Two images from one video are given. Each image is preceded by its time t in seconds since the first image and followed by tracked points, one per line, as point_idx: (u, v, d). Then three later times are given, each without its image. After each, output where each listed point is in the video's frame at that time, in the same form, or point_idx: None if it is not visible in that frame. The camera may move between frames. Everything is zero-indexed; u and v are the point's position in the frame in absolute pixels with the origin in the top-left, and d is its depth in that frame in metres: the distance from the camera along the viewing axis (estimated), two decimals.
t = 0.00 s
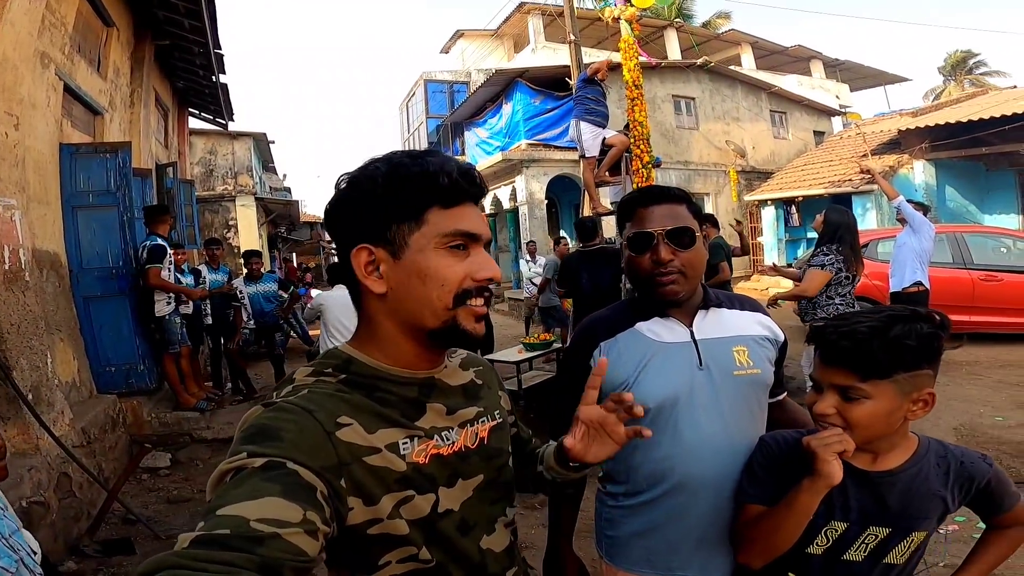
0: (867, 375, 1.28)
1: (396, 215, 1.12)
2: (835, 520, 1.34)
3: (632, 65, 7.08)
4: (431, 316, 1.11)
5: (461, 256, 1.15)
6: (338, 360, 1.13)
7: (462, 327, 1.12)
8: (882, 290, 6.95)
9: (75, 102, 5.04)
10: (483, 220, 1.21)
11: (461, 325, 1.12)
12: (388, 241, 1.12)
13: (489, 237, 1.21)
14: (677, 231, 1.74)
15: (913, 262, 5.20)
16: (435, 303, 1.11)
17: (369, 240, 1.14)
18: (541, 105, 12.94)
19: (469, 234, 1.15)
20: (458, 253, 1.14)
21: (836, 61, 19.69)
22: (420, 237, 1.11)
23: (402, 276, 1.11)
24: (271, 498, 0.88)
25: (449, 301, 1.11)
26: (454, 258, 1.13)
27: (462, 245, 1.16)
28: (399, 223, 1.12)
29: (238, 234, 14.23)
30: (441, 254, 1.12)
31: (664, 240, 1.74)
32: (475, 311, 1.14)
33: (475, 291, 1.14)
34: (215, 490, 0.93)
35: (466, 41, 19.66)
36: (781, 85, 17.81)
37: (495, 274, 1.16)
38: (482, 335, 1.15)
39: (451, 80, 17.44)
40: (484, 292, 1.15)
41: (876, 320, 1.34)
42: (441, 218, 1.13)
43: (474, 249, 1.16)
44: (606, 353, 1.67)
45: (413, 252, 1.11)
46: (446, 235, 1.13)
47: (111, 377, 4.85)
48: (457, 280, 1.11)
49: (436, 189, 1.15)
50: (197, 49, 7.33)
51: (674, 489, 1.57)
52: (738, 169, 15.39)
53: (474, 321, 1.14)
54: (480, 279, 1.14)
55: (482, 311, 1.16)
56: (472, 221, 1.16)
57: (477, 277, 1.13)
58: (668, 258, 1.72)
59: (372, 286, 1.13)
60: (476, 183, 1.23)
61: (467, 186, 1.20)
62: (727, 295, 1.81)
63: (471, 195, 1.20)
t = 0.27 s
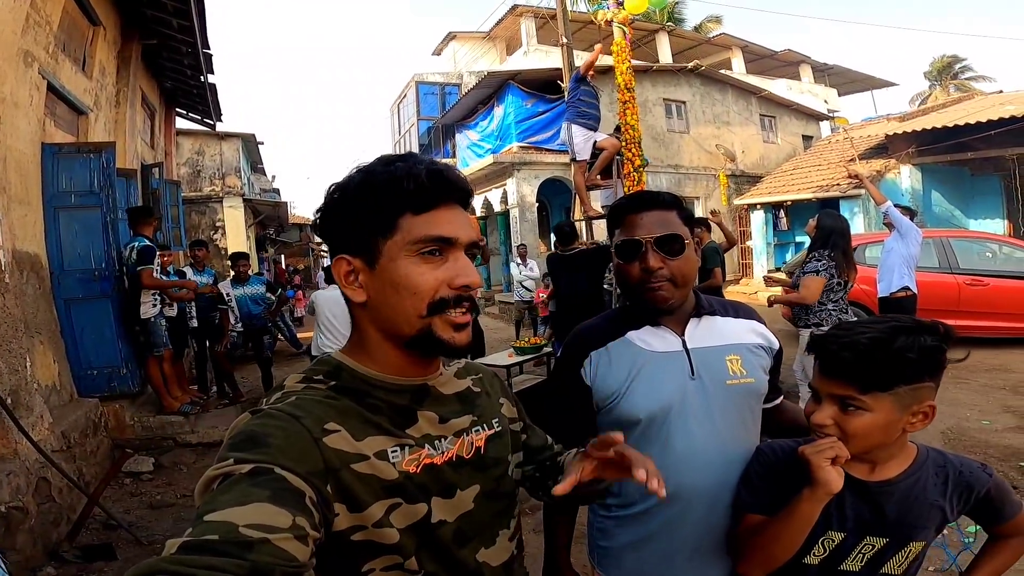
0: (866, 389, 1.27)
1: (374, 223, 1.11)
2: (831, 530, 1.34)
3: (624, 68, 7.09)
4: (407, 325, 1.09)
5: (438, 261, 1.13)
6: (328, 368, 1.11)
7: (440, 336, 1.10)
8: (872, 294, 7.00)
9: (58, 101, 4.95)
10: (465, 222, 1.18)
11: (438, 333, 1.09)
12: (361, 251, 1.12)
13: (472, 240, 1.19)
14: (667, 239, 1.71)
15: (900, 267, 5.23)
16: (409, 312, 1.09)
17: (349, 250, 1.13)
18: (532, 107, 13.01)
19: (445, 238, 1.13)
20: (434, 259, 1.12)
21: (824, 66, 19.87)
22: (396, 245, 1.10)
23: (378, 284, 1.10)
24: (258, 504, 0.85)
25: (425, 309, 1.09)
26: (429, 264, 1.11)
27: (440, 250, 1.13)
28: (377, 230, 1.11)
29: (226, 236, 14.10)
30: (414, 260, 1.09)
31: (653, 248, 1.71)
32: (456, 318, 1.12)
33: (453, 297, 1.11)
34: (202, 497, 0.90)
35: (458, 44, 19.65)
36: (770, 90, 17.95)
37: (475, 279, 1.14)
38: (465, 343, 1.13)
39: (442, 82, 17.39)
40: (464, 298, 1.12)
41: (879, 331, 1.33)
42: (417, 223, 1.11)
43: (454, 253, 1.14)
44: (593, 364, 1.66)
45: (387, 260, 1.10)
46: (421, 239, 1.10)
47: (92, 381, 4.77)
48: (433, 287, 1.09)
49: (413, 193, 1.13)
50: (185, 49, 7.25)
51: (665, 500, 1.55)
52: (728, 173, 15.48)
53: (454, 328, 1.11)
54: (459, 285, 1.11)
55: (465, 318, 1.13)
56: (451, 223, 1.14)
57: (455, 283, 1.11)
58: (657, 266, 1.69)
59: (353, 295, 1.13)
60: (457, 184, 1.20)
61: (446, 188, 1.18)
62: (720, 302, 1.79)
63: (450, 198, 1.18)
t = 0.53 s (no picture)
0: (866, 395, 1.27)
1: (358, 235, 1.19)
2: (833, 534, 1.34)
3: (618, 73, 7.15)
4: (388, 328, 1.13)
5: (415, 261, 1.16)
6: (345, 367, 1.14)
7: (418, 336, 1.11)
8: (861, 300, 7.04)
9: (48, 102, 4.90)
10: (439, 217, 1.18)
11: (415, 332, 1.11)
12: (354, 259, 1.21)
13: (451, 236, 1.19)
14: (663, 243, 1.72)
15: (890, 273, 5.27)
16: (391, 313, 1.13)
17: (349, 261, 1.23)
18: (525, 111, 13.09)
19: (414, 237, 1.15)
20: (412, 259, 1.15)
21: (814, 72, 20.07)
22: (373, 251, 1.16)
23: (367, 291, 1.17)
24: (269, 502, 0.88)
25: (402, 311, 1.12)
26: (402, 266, 1.15)
27: (415, 250, 1.16)
28: (362, 241, 1.19)
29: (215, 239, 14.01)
30: (387, 265, 1.14)
31: (650, 252, 1.72)
32: (436, 317, 1.13)
33: (429, 297, 1.13)
34: (213, 493, 0.93)
35: (452, 48, 19.67)
36: (761, 96, 18.10)
37: (448, 275, 1.13)
38: (449, 342, 1.13)
39: (436, 86, 17.35)
40: (439, 296, 1.13)
41: (887, 336, 1.33)
42: (387, 228, 1.16)
43: (429, 251, 1.16)
44: (591, 369, 1.65)
45: (369, 268, 1.16)
46: (389, 243, 1.15)
47: (78, 385, 4.68)
48: (408, 289, 1.13)
49: (381, 200, 1.19)
50: (177, 51, 7.21)
51: (663, 506, 1.55)
52: (719, 179, 15.60)
53: (434, 328, 1.12)
54: (429, 283, 1.12)
55: (447, 316, 1.13)
56: (418, 222, 1.16)
57: (426, 282, 1.13)
58: (653, 271, 1.70)
59: (357, 301, 1.21)
60: (431, 181, 1.22)
61: (419, 188, 1.20)
62: (719, 307, 1.79)
63: (423, 196, 1.19)
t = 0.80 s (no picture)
0: (869, 391, 1.28)
1: (368, 233, 1.19)
2: (829, 534, 1.34)
3: (611, 76, 7.19)
4: (388, 329, 1.12)
5: (422, 266, 1.15)
6: (341, 365, 1.14)
7: (418, 341, 1.11)
8: (852, 303, 7.07)
9: (37, 104, 4.87)
10: (451, 225, 1.17)
11: (414, 337, 1.11)
12: (362, 258, 1.20)
13: (461, 244, 1.18)
14: (656, 242, 1.72)
15: (881, 276, 5.30)
16: (393, 315, 1.13)
17: (358, 258, 1.23)
18: (519, 115, 13.00)
19: (424, 242, 1.15)
20: (419, 265, 1.15)
21: (806, 76, 20.21)
22: (382, 252, 1.16)
23: (371, 291, 1.17)
24: (262, 500, 0.88)
25: (403, 314, 1.12)
26: (408, 270, 1.14)
27: (423, 255, 1.16)
28: (371, 241, 1.19)
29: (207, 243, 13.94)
30: (394, 267, 1.14)
31: (643, 252, 1.72)
32: (437, 323, 1.12)
33: (430, 302, 1.12)
34: (207, 490, 0.93)
35: (446, 51, 19.70)
36: (753, 100, 18.22)
37: (453, 283, 1.13)
38: (448, 350, 1.12)
39: (429, 89, 17.29)
40: (442, 302, 1.12)
41: (885, 335, 1.35)
42: (398, 231, 1.16)
43: (437, 257, 1.15)
44: (589, 368, 1.66)
45: (376, 267, 1.16)
46: (398, 245, 1.15)
47: (66, 390, 4.63)
48: (411, 293, 1.12)
49: (395, 201, 1.18)
50: (169, 53, 7.19)
51: (664, 508, 1.55)
52: (711, 183, 15.68)
53: (435, 333, 1.12)
54: (432, 289, 1.12)
55: (448, 323, 1.13)
56: (430, 228, 1.15)
57: (430, 287, 1.12)
58: (648, 270, 1.70)
59: (361, 299, 1.21)
60: (445, 187, 1.21)
61: (434, 193, 1.19)
62: (711, 307, 1.81)
63: (437, 202, 1.19)
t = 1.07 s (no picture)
0: (869, 391, 1.30)
1: (367, 234, 1.18)
2: (827, 533, 1.34)
3: (605, 77, 7.20)
4: (387, 331, 1.12)
5: (421, 268, 1.15)
6: (339, 367, 1.13)
7: (417, 343, 1.10)
8: (845, 302, 7.11)
9: (28, 104, 4.83)
10: (451, 226, 1.17)
11: (414, 338, 1.10)
12: (361, 257, 1.20)
13: (460, 246, 1.18)
14: (653, 242, 1.73)
15: (873, 275, 5.32)
16: (392, 317, 1.12)
17: (356, 259, 1.22)
18: (513, 115, 13.04)
19: (423, 245, 1.14)
20: (417, 267, 1.14)
21: (798, 76, 20.31)
22: (381, 254, 1.15)
23: (370, 292, 1.16)
24: (259, 503, 0.87)
25: (402, 316, 1.12)
26: (408, 272, 1.14)
27: (422, 256, 1.15)
28: (369, 241, 1.18)
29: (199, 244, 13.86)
30: (393, 269, 1.14)
31: (640, 251, 1.72)
32: (436, 325, 1.12)
33: (429, 304, 1.12)
34: (204, 493, 0.92)
35: (439, 51, 19.67)
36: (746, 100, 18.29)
37: (453, 285, 1.13)
38: (447, 352, 1.12)
39: (423, 90, 17.22)
40: (441, 303, 1.12)
41: (883, 334, 1.36)
42: (397, 233, 1.15)
43: (436, 260, 1.15)
44: (585, 369, 1.67)
45: (375, 269, 1.16)
46: (397, 247, 1.14)
47: (57, 392, 4.59)
48: (410, 295, 1.12)
49: (394, 202, 1.18)
50: (161, 53, 7.14)
51: (665, 505, 1.58)
52: (705, 183, 15.73)
53: (434, 335, 1.12)
54: (432, 291, 1.12)
55: (448, 325, 1.13)
56: (430, 230, 1.15)
57: (429, 289, 1.12)
58: (645, 270, 1.71)
59: (359, 300, 1.21)
60: (444, 188, 1.20)
61: (433, 195, 1.18)
62: (708, 306, 1.82)
63: (436, 203, 1.18)
